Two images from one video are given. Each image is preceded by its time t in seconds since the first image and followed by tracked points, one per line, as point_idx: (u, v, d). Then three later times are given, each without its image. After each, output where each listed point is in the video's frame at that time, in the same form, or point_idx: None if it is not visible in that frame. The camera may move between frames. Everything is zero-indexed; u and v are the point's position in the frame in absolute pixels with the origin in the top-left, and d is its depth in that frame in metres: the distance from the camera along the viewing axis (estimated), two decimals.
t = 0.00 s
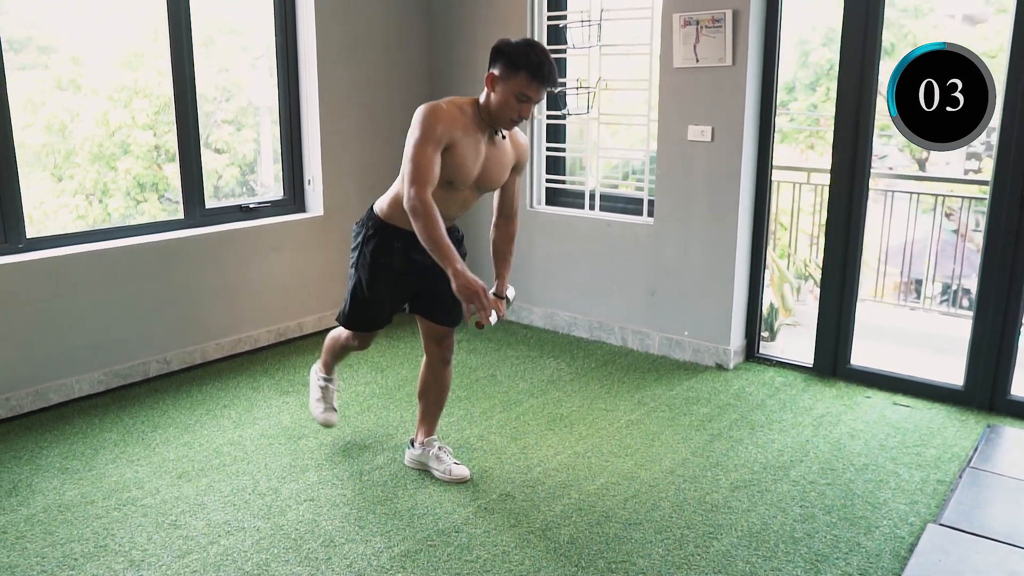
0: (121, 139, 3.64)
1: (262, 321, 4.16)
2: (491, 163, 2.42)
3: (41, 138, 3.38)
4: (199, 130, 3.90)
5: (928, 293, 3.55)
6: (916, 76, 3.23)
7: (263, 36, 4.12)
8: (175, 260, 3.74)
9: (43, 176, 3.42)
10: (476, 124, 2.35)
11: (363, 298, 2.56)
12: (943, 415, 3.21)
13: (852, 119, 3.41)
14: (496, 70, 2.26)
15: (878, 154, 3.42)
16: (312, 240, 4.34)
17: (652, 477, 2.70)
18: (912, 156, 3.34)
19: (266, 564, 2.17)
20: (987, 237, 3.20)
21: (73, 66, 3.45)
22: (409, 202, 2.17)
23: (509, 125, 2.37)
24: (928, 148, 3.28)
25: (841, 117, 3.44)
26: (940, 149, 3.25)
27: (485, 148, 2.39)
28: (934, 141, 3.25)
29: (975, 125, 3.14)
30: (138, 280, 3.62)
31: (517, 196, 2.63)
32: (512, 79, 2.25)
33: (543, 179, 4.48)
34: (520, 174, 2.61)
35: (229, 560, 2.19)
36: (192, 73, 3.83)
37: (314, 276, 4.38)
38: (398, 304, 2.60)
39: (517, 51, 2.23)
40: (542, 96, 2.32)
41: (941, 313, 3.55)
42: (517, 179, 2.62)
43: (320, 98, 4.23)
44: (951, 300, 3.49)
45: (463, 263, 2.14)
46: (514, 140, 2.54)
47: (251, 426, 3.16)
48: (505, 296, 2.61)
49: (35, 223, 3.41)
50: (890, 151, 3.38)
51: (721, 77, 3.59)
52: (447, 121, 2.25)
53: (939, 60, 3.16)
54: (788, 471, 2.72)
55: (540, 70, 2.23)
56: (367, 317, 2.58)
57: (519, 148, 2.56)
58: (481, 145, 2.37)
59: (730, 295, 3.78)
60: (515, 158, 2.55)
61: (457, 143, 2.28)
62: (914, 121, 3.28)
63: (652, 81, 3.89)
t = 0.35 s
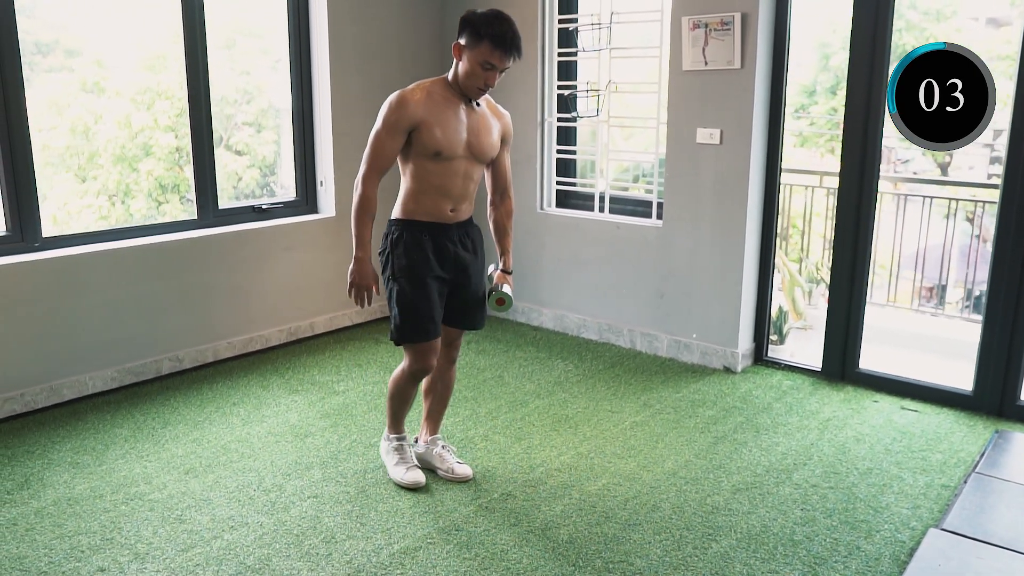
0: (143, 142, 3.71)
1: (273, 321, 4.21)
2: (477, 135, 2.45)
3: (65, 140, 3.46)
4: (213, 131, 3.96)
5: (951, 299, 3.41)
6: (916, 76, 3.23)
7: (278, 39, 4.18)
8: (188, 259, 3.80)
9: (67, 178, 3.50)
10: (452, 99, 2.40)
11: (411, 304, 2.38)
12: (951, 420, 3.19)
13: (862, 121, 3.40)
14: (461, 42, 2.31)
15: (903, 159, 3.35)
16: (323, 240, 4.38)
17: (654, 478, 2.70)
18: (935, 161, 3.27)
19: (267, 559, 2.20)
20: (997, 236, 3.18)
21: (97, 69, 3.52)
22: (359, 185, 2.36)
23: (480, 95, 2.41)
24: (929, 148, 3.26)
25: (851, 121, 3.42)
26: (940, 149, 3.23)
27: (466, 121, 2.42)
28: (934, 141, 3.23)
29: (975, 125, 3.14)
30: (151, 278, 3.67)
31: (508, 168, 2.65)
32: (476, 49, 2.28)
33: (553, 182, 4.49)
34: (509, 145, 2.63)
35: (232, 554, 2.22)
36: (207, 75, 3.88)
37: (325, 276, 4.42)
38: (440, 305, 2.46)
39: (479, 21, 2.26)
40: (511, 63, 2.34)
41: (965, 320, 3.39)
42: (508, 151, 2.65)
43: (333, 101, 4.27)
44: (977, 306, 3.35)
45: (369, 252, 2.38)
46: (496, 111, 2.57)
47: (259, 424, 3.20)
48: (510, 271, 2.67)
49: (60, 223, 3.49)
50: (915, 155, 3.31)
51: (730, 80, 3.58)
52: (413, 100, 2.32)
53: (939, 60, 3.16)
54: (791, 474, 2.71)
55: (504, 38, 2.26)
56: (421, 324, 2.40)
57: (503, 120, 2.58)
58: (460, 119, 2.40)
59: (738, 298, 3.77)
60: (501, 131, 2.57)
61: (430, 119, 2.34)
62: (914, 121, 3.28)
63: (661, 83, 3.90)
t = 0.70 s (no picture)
0: (165, 143, 3.81)
1: (282, 321, 4.24)
2: (473, 135, 2.46)
3: (88, 142, 3.55)
4: (224, 133, 4.01)
5: (973, 305, 3.35)
6: (917, 76, 3.21)
7: (289, 42, 4.22)
8: (198, 260, 3.84)
9: (91, 180, 3.59)
10: (446, 101, 2.42)
11: (425, 303, 2.37)
12: (959, 425, 3.15)
13: (870, 123, 3.37)
14: (450, 45, 2.33)
15: (926, 163, 3.28)
16: (333, 241, 4.42)
17: (654, 481, 2.69)
18: (957, 165, 3.20)
19: (265, 556, 2.22)
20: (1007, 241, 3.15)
21: (121, 72, 3.62)
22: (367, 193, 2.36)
23: (471, 96, 2.43)
24: (929, 148, 3.23)
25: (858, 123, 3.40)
26: (940, 149, 3.20)
27: (460, 122, 2.44)
28: (934, 141, 3.20)
29: (976, 125, 3.09)
30: (161, 278, 3.72)
31: (501, 168, 2.67)
32: (465, 50, 2.30)
33: (562, 184, 4.50)
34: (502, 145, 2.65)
35: (230, 551, 2.25)
36: (218, 77, 3.93)
37: (334, 277, 4.45)
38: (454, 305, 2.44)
39: (465, 23, 2.28)
40: (501, 62, 2.36)
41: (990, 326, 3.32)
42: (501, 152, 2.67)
43: (343, 103, 4.30)
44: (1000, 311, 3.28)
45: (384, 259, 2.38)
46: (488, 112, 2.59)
47: (264, 423, 3.23)
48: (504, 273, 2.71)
49: (84, 224, 3.58)
50: (938, 159, 3.24)
51: (737, 82, 3.57)
52: (407, 104, 2.34)
53: (939, 60, 3.14)
54: (793, 478, 2.70)
55: (492, 38, 2.28)
56: (438, 324, 2.38)
57: (496, 121, 2.60)
58: (455, 120, 2.42)
59: (745, 301, 3.75)
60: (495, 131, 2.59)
61: (426, 122, 2.35)
62: (914, 121, 3.25)
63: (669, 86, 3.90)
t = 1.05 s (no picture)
0: (190, 146, 3.90)
1: (293, 323, 4.27)
2: (473, 140, 2.47)
3: (115, 145, 3.64)
4: (236, 137, 4.05)
5: (1000, 314, 3.30)
6: (917, 76, 3.17)
7: (302, 47, 4.26)
8: (209, 262, 3.88)
9: (116, 182, 3.67)
10: (449, 106, 2.42)
11: (420, 308, 2.38)
12: (969, 435, 3.10)
13: (880, 130, 3.33)
14: (457, 48, 2.33)
15: (955, 168, 3.22)
16: (343, 244, 4.44)
17: (655, 487, 2.68)
18: (985, 170, 3.15)
19: (262, 557, 2.23)
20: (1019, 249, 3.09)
21: (148, 76, 3.71)
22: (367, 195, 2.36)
23: (475, 101, 2.44)
24: (929, 148, 3.21)
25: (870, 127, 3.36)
26: (940, 149, 3.18)
27: (461, 126, 2.44)
28: (934, 141, 3.18)
29: (976, 125, 3.07)
30: (171, 281, 3.76)
31: (499, 175, 2.68)
32: (472, 54, 2.30)
33: (573, 189, 4.50)
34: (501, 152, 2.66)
35: (228, 551, 2.26)
36: (230, 81, 3.98)
37: (345, 280, 4.47)
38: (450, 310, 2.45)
39: (474, 27, 2.29)
40: (507, 68, 2.36)
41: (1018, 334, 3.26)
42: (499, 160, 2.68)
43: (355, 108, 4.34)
44: None
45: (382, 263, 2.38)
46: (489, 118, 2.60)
47: (270, 425, 3.25)
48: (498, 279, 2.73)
49: (109, 225, 3.67)
50: (967, 164, 3.19)
51: (747, 87, 3.55)
52: (411, 105, 2.34)
53: (938, 60, 3.12)
54: (796, 487, 2.67)
55: (501, 43, 2.29)
56: (432, 328, 2.39)
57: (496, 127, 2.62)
58: (456, 124, 2.43)
59: (754, 307, 3.72)
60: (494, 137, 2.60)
61: (429, 124, 2.36)
62: (914, 121, 3.20)
63: (678, 90, 3.88)
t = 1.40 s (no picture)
0: (211, 150, 3.99)
1: (301, 325, 4.31)
2: (470, 144, 2.49)
3: (138, 148, 3.74)
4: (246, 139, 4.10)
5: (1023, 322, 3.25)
6: (917, 76, 3.15)
7: (312, 51, 4.29)
8: (218, 264, 3.92)
9: (140, 185, 3.77)
10: (445, 111, 2.44)
11: (415, 310, 2.39)
12: (976, 443, 3.07)
13: (887, 135, 3.31)
14: (451, 52, 2.35)
15: (982, 173, 3.16)
16: (353, 247, 4.47)
17: (654, 492, 2.67)
18: (1010, 175, 3.10)
19: (259, 556, 2.25)
20: None
21: (172, 79, 3.80)
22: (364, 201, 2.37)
23: (472, 106, 2.45)
24: (929, 148, 3.18)
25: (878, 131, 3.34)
26: (940, 149, 3.16)
27: (457, 131, 2.46)
28: (934, 141, 3.15)
29: (975, 125, 3.04)
30: (181, 282, 3.80)
31: (499, 178, 2.69)
32: (466, 58, 2.32)
33: (581, 193, 4.50)
34: (500, 156, 2.67)
35: (226, 550, 2.29)
36: (241, 84, 4.02)
37: (354, 282, 4.50)
38: (445, 312, 2.46)
39: (467, 30, 2.31)
40: (501, 70, 2.38)
41: None
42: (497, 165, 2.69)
43: (365, 111, 4.36)
44: None
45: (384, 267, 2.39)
46: (488, 122, 2.61)
47: (275, 425, 3.28)
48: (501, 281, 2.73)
49: (132, 226, 3.77)
50: (993, 168, 3.12)
51: (754, 90, 3.53)
52: (406, 112, 2.36)
53: (939, 60, 3.08)
54: (797, 493, 2.65)
55: (493, 45, 2.31)
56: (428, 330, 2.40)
57: (495, 131, 2.63)
58: (452, 129, 2.44)
59: (761, 311, 3.69)
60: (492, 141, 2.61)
61: (423, 130, 2.38)
62: (914, 121, 3.19)
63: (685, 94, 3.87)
